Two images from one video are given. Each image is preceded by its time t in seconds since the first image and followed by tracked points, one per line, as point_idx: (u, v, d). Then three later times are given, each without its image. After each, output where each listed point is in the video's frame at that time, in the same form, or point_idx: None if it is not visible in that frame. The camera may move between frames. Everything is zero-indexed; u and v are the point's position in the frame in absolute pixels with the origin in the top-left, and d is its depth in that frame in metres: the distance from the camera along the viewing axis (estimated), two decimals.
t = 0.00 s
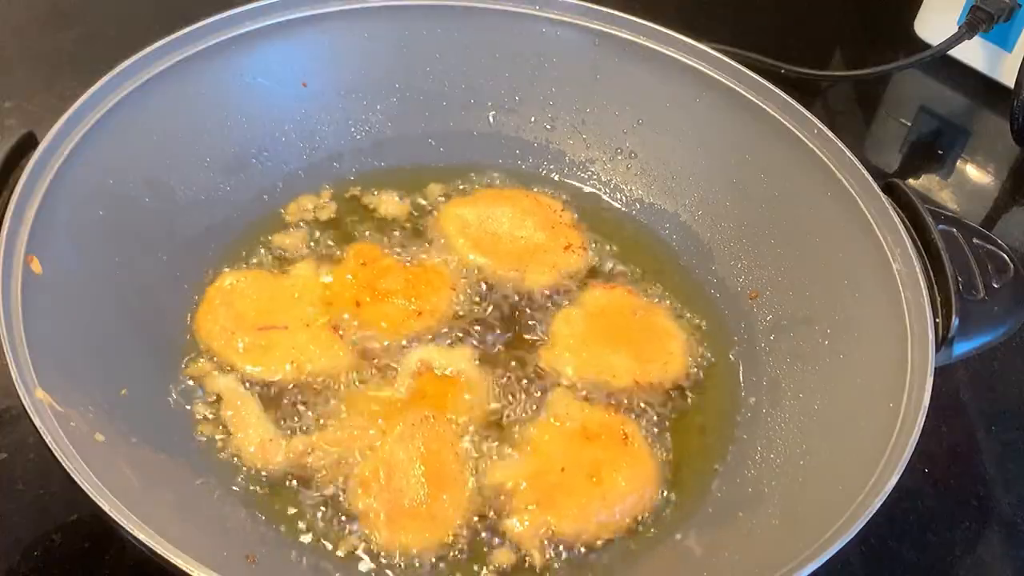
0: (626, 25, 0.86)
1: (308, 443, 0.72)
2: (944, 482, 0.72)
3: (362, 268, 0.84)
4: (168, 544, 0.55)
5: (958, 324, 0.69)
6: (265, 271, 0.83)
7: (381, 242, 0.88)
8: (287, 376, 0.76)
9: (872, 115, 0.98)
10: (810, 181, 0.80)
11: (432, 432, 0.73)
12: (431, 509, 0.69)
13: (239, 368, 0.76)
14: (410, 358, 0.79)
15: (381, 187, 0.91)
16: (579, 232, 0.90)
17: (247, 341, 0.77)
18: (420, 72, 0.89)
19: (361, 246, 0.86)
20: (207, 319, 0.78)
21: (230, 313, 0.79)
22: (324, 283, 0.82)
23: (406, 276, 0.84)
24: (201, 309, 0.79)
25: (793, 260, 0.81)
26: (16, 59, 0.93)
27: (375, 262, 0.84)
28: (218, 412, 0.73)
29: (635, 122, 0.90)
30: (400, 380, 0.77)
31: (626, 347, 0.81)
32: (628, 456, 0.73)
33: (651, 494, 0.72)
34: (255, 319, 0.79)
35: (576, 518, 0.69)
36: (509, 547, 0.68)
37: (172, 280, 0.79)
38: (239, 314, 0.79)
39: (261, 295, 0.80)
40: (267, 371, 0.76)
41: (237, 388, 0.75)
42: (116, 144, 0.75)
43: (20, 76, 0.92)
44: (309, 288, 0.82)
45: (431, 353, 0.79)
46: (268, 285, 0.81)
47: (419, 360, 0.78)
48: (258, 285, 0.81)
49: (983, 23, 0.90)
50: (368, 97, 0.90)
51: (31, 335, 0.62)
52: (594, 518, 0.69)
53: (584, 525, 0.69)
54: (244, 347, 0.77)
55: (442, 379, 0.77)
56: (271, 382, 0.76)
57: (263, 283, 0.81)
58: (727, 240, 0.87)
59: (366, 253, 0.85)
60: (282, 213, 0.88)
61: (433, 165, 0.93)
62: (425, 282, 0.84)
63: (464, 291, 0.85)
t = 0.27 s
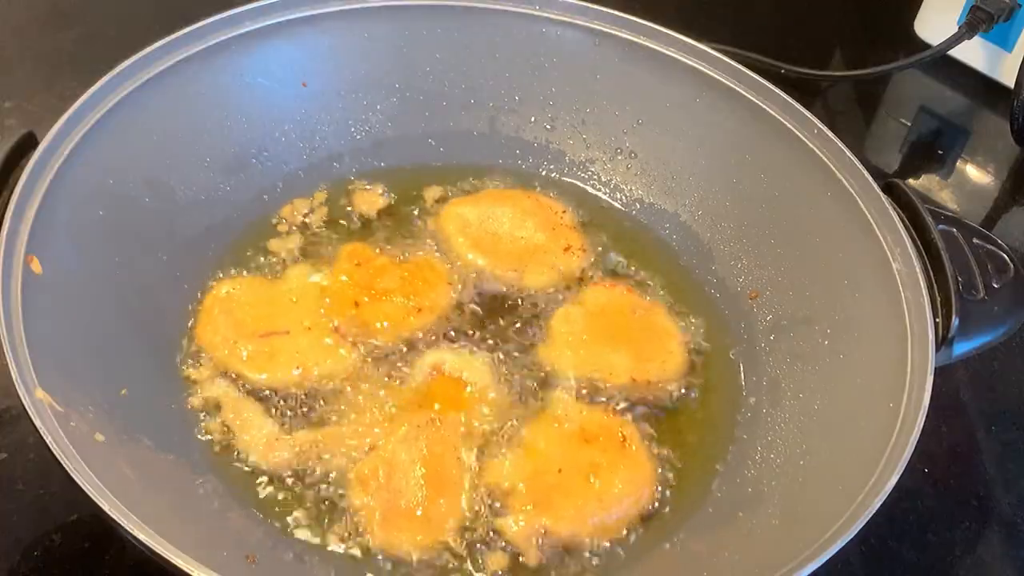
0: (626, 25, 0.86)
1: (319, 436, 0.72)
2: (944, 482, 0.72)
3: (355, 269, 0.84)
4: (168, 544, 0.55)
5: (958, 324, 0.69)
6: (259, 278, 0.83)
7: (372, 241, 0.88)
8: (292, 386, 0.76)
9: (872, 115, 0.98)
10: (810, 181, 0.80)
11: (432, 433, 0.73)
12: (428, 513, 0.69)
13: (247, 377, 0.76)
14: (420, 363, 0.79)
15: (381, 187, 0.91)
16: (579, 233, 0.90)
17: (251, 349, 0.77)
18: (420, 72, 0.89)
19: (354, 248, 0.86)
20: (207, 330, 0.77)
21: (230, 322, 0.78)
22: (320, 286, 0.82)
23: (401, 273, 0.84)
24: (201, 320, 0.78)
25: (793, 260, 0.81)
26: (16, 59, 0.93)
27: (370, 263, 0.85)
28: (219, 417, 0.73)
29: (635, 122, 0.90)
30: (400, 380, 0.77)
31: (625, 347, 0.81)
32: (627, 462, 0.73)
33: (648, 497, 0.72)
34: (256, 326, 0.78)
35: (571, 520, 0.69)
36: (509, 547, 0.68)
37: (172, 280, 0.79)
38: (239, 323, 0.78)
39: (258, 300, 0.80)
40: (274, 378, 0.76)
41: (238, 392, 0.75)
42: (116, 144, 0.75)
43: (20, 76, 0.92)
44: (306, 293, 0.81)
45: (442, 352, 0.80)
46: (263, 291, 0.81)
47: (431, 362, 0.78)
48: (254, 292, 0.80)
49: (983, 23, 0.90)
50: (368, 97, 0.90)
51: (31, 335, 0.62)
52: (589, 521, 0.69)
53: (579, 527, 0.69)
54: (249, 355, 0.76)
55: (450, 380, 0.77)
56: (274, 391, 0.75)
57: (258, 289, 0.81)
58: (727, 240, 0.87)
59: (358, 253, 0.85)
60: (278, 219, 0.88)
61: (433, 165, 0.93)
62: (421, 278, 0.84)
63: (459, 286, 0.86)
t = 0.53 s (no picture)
0: (626, 25, 0.86)
1: (322, 437, 0.72)
2: (944, 482, 0.72)
3: (351, 269, 0.84)
4: (168, 545, 0.55)
5: (958, 324, 0.69)
6: (256, 281, 0.83)
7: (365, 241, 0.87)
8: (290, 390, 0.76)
9: (872, 115, 0.98)
10: (810, 181, 0.80)
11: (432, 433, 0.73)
12: (429, 513, 0.69)
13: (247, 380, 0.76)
14: (415, 362, 0.79)
15: (381, 187, 0.91)
16: (578, 234, 0.90)
17: (252, 353, 0.77)
18: (420, 72, 0.89)
19: (346, 248, 0.86)
20: (207, 335, 0.77)
21: (230, 326, 0.78)
22: (317, 287, 0.82)
23: (399, 272, 0.84)
24: (199, 325, 0.78)
25: (793, 260, 0.81)
26: (16, 59, 0.93)
27: (365, 262, 0.85)
28: (217, 420, 0.73)
29: (635, 122, 0.90)
30: (400, 381, 0.77)
31: (625, 347, 0.81)
32: (628, 465, 0.73)
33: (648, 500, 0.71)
34: (256, 330, 0.78)
35: (568, 522, 0.69)
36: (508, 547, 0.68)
37: (172, 280, 0.79)
38: (239, 327, 0.78)
39: (256, 303, 0.80)
40: (275, 380, 0.76)
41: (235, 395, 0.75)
42: (116, 144, 0.75)
43: (20, 76, 0.92)
44: (303, 295, 0.81)
45: (439, 351, 0.80)
46: (261, 293, 0.81)
47: (428, 360, 0.79)
48: (252, 295, 0.81)
49: (983, 23, 0.90)
50: (368, 97, 0.90)
51: (31, 336, 0.62)
52: (586, 524, 0.69)
53: (574, 528, 0.69)
54: (250, 359, 0.76)
55: (449, 381, 0.77)
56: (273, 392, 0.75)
57: (255, 293, 0.81)
58: (727, 240, 0.87)
59: (353, 253, 0.85)
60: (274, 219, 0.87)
61: (433, 165, 0.93)
62: (418, 276, 0.84)
63: (456, 284, 0.86)
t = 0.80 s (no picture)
0: (626, 25, 0.86)
1: (321, 440, 0.72)
2: (944, 482, 0.72)
3: (349, 270, 0.84)
4: (168, 545, 0.55)
5: (958, 324, 0.68)
6: (255, 283, 0.82)
7: (363, 242, 0.87)
8: (289, 391, 0.75)
9: (872, 115, 0.98)
10: (810, 181, 0.80)
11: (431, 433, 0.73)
12: (433, 511, 0.69)
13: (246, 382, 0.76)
14: (405, 361, 0.79)
15: (381, 187, 0.91)
16: (576, 234, 0.90)
17: (251, 356, 0.77)
18: (420, 72, 0.89)
19: (344, 249, 0.86)
20: (207, 337, 0.77)
21: (229, 328, 0.78)
22: (316, 289, 0.82)
23: (398, 274, 0.84)
24: (197, 327, 0.78)
25: (793, 260, 0.81)
26: (16, 59, 0.93)
27: (364, 264, 0.84)
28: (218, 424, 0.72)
29: (635, 122, 0.90)
30: (400, 380, 0.77)
31: (628, 349, 0.81)
32: (628, 470, 0.72)
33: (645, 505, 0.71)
34: (255, 332, 0.78)
35: (563, 524, 0.69)
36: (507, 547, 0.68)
37: (172, 280, 0.79)
38: (239, 330, 0.78)
39: (255, 305, 0.80)
40: (276, 383, 0.76)
41: (236, 399, 0.74)
42: (115, 144, 0.75)
43: (20, 76, 0.92)
44: (301, 296, 0.81)
45: (428, 351, 0.79)
46: (261, 295, 0.81)
47: (413, 362, 0.78)
48: (251, 297, 0.80)
49: (983, 23, 0.90)
50: (368, 97, 0.90)
51: (31, 336, 0.62)
52: (581, 525, 0.69)
53: (569, 529, 0.68)
54: (249, 361, 0.76)
55: (448, 381, 0.77)
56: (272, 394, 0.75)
57: (254, 295, 0.81)
58: (727, 240, 0.87)
59: (351, 255, 0.85)
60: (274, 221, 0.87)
61: (432, 165, 0.93)
62: (416, 277, 0.84)
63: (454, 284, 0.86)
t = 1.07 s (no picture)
0: (626, 25, 0.86)
1: (320, 441, 0.72)
2: (944, 482, 0.72)
3: (350, 272, 0.83)
4: (168, 545, 0.55)
5: (958, 324, 0.68)
6: (255, 284, 0.82)
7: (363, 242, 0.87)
8: (289, 392, 0.75)
9: (872, 115, 0.98)
10: (810, 181, 0.80)
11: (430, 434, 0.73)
12: (432, 513, 0.69)
13: (245, 383, 0.75)
14: (409, 362, 0.79)
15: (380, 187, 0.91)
16: (574, 232, 0.90)
17: (250, 357, 0.76)
18: (420, 72, 0.89)
19: (346, 250, 0.86)
20: (207, 338, 0.77)
21: (230, 330, 0.77)
22: (317, 289, 0.82)
23: (398, 275, 0.84)
24: (198, 327, 0.78)
25: (793, 260, 0.81)
26: (16, 59, 0.93)
27: (364, 265, 0.84)
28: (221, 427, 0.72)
29: (635, 122, 0.90)
30: (400, 381, 0.77)
31: (628, 350, 0.81)
32: (627, 474, 0.72)
33: (643, 509, 0.71)
34: (256, 333, 0.78)
35: (559, 525, 0.69)
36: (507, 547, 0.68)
37: (172, 280, 0.79)
38: (239, 331, 0.78)
39: (256, 305, 0.80)
40: (276, 383, 0.75)
41: (239, 402, 0.74)
42: (115, 144, 0.75)
43: (20, 76, 0.92)
44: (302, 296, 0.81)
45: (430, 351, 0.80)
46: (261, 296, 0.80)
47: (420, 361, 0.79)
48: (251, 297, 0.80)
49: (983, 23, 0.90)
50: (368, 97, 0.90)
51: (31, 336, 0.62)
52: (575, 525, 0.68)
53: (564, 530, 0.68)
54: (248, 362, 0.76)
55: (448, 382, 0.77)
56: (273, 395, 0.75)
57: (256, 295, 0.80)
58: (727, 240, 0.87)
59: (353, 256, 0.85)
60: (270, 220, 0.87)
61: (432, 165, 0.93)
62: (417, 279, 0.84)
63: (454, 285, 0.85)
